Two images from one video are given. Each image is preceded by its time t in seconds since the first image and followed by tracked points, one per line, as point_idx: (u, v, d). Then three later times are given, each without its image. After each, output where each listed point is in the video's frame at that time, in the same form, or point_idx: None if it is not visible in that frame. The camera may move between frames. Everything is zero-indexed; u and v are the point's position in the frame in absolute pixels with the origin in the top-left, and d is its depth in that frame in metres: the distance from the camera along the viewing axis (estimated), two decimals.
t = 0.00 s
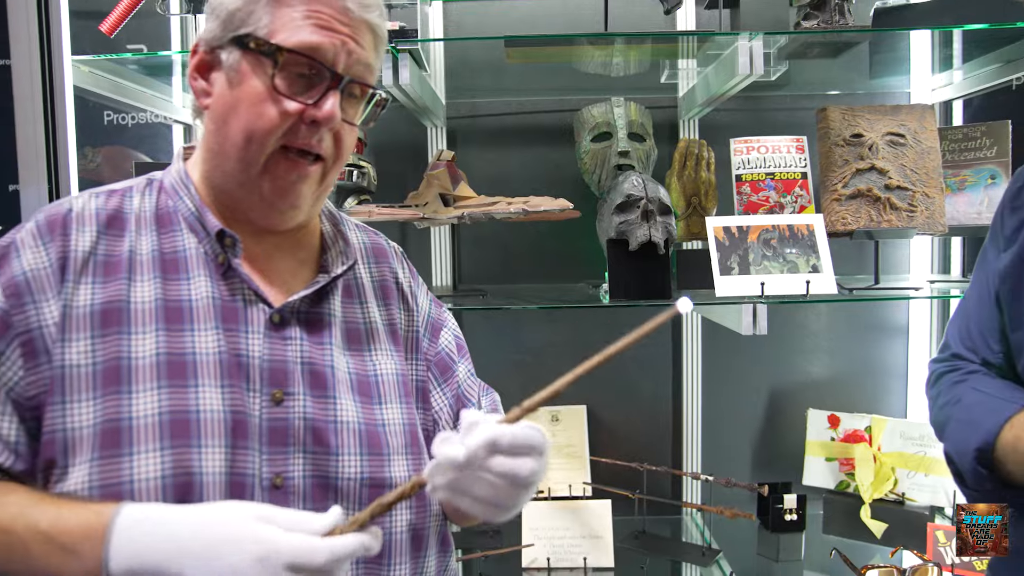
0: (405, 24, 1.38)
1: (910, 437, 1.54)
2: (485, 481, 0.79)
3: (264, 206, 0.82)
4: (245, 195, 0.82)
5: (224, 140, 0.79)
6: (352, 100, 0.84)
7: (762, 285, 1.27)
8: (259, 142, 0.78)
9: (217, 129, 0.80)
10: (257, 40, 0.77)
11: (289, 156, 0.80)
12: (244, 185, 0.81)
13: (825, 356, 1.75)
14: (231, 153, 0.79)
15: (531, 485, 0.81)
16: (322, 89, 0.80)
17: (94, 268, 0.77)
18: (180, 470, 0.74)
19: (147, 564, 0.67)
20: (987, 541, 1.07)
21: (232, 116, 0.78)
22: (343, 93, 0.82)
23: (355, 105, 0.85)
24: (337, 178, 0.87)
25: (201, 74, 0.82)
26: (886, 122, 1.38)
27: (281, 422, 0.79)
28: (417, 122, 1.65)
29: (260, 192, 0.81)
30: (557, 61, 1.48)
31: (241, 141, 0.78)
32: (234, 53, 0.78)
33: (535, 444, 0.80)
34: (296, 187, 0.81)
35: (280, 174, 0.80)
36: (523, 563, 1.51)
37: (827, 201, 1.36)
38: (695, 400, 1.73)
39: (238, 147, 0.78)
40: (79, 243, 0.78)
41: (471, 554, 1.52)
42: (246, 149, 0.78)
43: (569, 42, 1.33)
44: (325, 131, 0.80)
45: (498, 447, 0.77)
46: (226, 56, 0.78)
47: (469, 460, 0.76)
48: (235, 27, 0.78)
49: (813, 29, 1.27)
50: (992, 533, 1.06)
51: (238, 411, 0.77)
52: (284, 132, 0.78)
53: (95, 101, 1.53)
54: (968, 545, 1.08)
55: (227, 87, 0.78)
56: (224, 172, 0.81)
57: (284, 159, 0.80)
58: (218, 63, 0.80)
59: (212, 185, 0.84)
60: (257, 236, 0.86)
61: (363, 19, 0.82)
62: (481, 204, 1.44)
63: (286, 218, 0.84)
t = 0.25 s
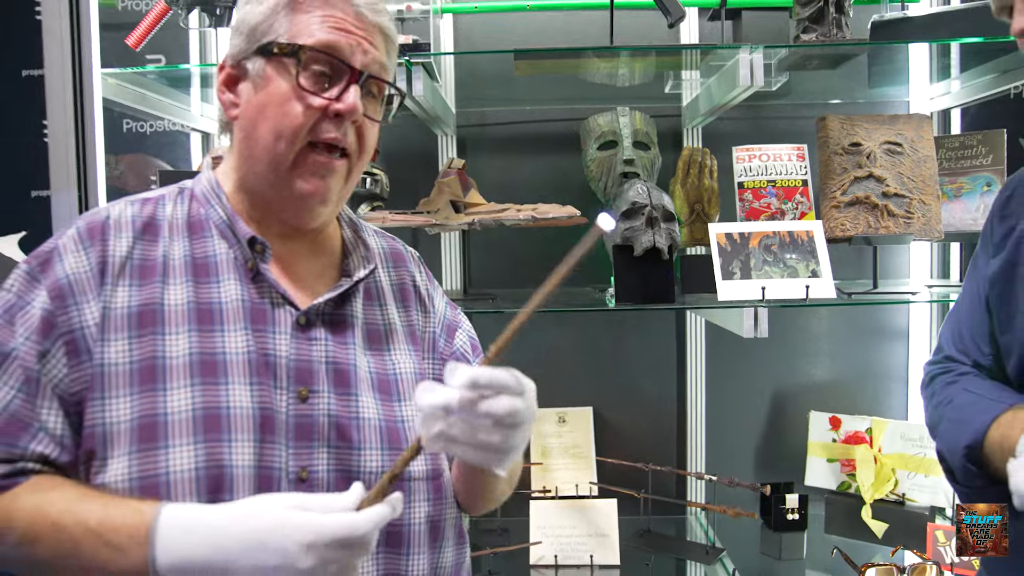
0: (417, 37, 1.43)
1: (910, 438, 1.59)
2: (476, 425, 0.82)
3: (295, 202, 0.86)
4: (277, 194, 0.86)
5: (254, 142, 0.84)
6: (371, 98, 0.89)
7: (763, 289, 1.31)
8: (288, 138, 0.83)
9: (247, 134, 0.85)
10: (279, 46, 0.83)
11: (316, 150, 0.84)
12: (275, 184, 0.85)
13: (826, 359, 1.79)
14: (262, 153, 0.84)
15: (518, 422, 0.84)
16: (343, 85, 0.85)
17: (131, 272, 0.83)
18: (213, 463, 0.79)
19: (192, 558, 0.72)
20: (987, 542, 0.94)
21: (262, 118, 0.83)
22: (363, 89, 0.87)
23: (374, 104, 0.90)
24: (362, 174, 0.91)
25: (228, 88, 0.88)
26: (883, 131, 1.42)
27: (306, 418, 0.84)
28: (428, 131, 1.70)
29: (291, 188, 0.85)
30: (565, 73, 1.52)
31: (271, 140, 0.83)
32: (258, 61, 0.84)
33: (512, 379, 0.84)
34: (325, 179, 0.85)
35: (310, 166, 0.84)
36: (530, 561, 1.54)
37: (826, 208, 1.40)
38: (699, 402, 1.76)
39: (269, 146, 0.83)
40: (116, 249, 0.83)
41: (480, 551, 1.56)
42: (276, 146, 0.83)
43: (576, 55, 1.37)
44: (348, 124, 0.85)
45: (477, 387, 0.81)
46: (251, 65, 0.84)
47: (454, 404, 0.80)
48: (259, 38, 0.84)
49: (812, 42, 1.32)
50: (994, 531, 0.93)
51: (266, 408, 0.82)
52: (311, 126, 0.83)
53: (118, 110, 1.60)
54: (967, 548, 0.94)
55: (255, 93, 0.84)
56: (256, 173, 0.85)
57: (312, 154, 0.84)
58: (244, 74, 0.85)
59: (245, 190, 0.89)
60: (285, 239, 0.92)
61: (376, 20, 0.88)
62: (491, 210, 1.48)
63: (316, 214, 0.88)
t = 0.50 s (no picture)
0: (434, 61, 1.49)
1: (912, 451, 1.62)
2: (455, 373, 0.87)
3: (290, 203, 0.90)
4: (278, 198, 0.91)
5: (257, 153, 0.91)
6: (364, 103, 0.92)
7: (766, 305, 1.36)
8: (279, 143, 0.88)
9: (254, 148, 0.92)
10: (275, 64, 0.91)
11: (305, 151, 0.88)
12: (274, 188, 0.90)
13: (832, 373, 1.82)
14: (261, 161, 0.90)
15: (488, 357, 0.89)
16: (329, 89, 0.89)
17: (168, 279, 0.89)
18: (244, 458, 0.85)
19: (234, 525, 0.77)
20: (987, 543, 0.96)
21: (260, 131, 0.90)
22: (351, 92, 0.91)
23: (370, 109, 0.93)
24: (360, 178, 0.93)
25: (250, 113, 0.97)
26: (884, 152, 1.47)
27: (329, 418, 0.91)
28: (444, 148, 1.76)
29: (285, 190, 0.89)
30: (577, 94, 1.57)
31: (267, 147, 0.89)
32: (261, 82, 0.92)
33: (476, 328, 0.90)
34: (311, 177, 0.88)
35: (296, 165, 0.87)
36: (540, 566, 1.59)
37: (828, 225, 1.44)
38: (707, 414, 1.80)
39: (264, 154, 0.89)
40: (154, 258, 0.90)
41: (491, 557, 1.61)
42: (270, 151, 0.88)
43: (587, 79, 1.43)
44: (333, 123, 0.88)
45: (446, 342, 0.87)
46: (257, 86, 0.92)
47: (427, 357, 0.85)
48: (263, 62, 0.92)
49: (814, 67, 1.36)
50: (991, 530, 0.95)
51: (293, 407, 0.89)
52: (297, 129, 0.88)
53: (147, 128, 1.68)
54: (968, 548, 0.96)
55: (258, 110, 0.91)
56: (259, 183, 0.92)
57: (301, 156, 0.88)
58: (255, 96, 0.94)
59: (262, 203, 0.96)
60: (307, 249, 0.99)
61: (365, 29, 0.92)
62: (504, 227, 1.54)
63: (313, 216, 0.91)
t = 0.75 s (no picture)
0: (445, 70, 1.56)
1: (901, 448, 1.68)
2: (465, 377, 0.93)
3: (308, 208, 0.97)
4: (297, 205, 0.98)
5: (274, 164, 0.98)
6: (370, 111, 0.99)
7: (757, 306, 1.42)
8: (295, 153, 0.95)
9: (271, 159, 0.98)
10: (284, 82, 0.97)
11: (319, 159, 0.95)
12: (292, 197, 0.98)
13: (826, 373, 1.88)
14: (279, 172, 0.97)
15: (499, 364, 0.94)
16: (335, 100, 0.96)
17: (195, 275, 0.97)
18: (264, 439, 0.93)
19: (260, 497, 0.84)
20: (987, 542, 1.00)
21: (276, 144, 0.97)
22: (355, 102, 0.97)
23: (376, 117, 0.99)
24: (371, 180, 0.99)
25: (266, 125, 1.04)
26: (875, 160, 1.54)
27: (342, 405, 0.98)
28: (453, 152, 1.83)
29: (303, 196, 0.96)
30: (581, 103, 1.61)
31: (283, 157, 0.96)
32: (274, 98, 0.98)
33: (489, 334, 0.96)
34: (326, 182, 0.94)
35: (313, 172, 0.94)
36: (540, 554, 1.66)
37: (820, 230, 1.52)
38: (704, 411, 1.87)
39: (282, 166, 0.96)
40: (183, 255, 0.97)
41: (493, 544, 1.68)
42: (287, 161, 0.95)
43: (591, 88, 1.49)
44: (341, 135, 0.95)
45: (460, 348, 0.93)
46: (269, 102, 0.99)
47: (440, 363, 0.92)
48: (273, 79, 0.99)
49: (807, 79, 1.43)
50: (990, 530, 0.98)
51: (309, 394, 0.96)
52: (308, 140, 0.95)
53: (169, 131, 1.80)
54: (967, 548, 1.00)
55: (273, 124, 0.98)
56: (279, 191, 0.99)
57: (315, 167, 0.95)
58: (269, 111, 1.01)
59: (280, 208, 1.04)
60: (323, 249, 1.06)
61: (365, 42, 0.98)
62: (510, 229, 1.62)
63: (330, 218, 0.98)
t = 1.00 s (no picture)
0: (457, 78, 1.64)
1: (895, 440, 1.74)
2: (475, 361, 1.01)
3: (327, 210, 1.05)
4: (318, 209, 1.07)
5: (298, 169, 1.06)
6: (385, 120, 1.07)
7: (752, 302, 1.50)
8: (317, 160, 1.04)
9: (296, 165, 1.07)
10: (307, 95, 1.06)
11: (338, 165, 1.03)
12: (314, 202, 1.06)
13: (824, 368, 1.95)
14: (302, 176, 1.05)
15: (507, 348, 1.03)
16: (353, 111, 1.04)
17: (226, 271, 1.04)
18: (289, 421, 1.00)
19: (283, 468, 0.90)
20: (987, 542, 1.02)
21: (300, 153, 1.05)
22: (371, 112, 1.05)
23: (391, 127, 1.07)
24: (386, 184, 1.07)
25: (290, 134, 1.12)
26: (868, 163, 1.62)
27: (360, 390, 1.05)
28: (465, 156, 1.92)
29: (323, 200, 1.04)
30: (586, 108, 1.68)
31: (306, 163, 1.04)
32: (297, 110, 1.07)
33: (497, 321, 1.04)
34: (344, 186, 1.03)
35: (332, 178, 1.02)
36: (548, 539, 1.75)
37: (814, 230, 1.61)
38: (706, 405, 1.94)
39: (305, 173, 1.05)
40: (215, 253, 1.05)
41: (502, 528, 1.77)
42: (309, 167, 1.04)
43: (596, 96, 1.57)
44: (359, 145, 1.03)
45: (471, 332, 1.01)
46: (294, 113, 1.08)
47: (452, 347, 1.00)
48: (297, 92, 1.08)
49: (801, 87, 1.50)
50: (992, 531, 1.01)
51: (330, 380, 1.03)
52: (330, 149, 1.03)
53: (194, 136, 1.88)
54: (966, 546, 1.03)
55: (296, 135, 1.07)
56: (303, 193, 1.07)
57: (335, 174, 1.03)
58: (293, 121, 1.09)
59: (303, 209, 1.11)
60: (344, 246, 1.13)
61: (381, 57, 1.06)
62: (519, 228, 1.70)
63: (347, 221, 1.06)
